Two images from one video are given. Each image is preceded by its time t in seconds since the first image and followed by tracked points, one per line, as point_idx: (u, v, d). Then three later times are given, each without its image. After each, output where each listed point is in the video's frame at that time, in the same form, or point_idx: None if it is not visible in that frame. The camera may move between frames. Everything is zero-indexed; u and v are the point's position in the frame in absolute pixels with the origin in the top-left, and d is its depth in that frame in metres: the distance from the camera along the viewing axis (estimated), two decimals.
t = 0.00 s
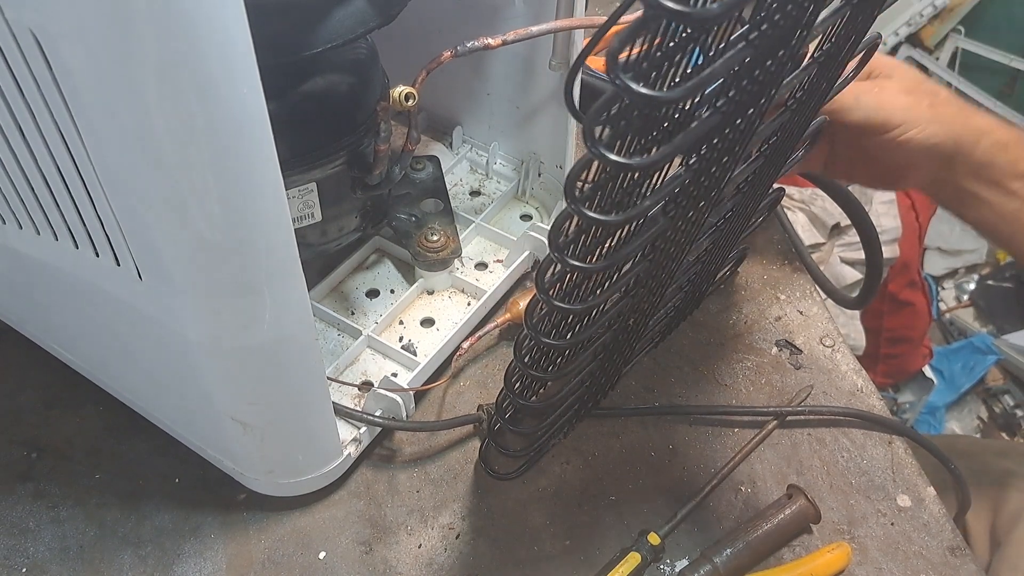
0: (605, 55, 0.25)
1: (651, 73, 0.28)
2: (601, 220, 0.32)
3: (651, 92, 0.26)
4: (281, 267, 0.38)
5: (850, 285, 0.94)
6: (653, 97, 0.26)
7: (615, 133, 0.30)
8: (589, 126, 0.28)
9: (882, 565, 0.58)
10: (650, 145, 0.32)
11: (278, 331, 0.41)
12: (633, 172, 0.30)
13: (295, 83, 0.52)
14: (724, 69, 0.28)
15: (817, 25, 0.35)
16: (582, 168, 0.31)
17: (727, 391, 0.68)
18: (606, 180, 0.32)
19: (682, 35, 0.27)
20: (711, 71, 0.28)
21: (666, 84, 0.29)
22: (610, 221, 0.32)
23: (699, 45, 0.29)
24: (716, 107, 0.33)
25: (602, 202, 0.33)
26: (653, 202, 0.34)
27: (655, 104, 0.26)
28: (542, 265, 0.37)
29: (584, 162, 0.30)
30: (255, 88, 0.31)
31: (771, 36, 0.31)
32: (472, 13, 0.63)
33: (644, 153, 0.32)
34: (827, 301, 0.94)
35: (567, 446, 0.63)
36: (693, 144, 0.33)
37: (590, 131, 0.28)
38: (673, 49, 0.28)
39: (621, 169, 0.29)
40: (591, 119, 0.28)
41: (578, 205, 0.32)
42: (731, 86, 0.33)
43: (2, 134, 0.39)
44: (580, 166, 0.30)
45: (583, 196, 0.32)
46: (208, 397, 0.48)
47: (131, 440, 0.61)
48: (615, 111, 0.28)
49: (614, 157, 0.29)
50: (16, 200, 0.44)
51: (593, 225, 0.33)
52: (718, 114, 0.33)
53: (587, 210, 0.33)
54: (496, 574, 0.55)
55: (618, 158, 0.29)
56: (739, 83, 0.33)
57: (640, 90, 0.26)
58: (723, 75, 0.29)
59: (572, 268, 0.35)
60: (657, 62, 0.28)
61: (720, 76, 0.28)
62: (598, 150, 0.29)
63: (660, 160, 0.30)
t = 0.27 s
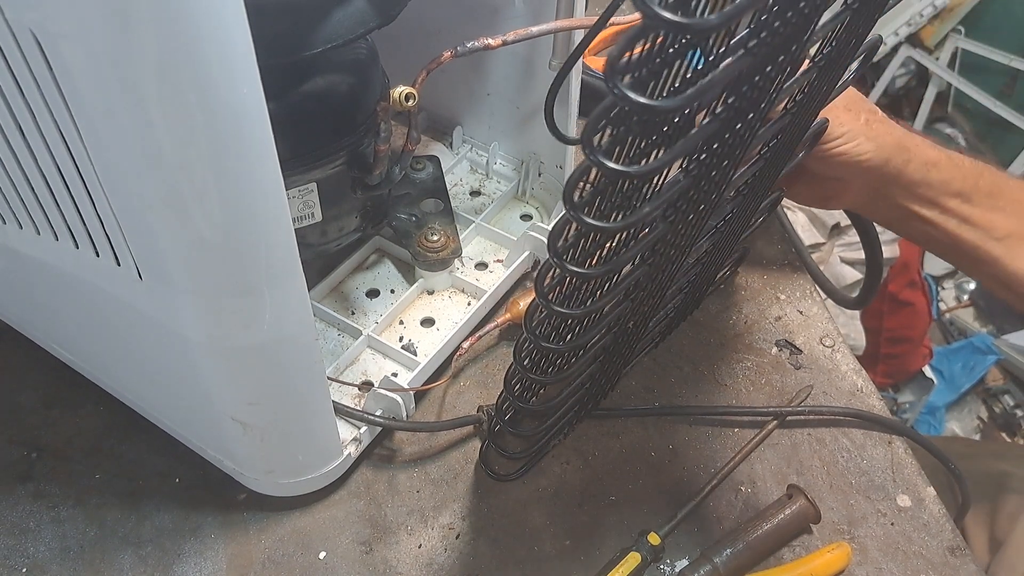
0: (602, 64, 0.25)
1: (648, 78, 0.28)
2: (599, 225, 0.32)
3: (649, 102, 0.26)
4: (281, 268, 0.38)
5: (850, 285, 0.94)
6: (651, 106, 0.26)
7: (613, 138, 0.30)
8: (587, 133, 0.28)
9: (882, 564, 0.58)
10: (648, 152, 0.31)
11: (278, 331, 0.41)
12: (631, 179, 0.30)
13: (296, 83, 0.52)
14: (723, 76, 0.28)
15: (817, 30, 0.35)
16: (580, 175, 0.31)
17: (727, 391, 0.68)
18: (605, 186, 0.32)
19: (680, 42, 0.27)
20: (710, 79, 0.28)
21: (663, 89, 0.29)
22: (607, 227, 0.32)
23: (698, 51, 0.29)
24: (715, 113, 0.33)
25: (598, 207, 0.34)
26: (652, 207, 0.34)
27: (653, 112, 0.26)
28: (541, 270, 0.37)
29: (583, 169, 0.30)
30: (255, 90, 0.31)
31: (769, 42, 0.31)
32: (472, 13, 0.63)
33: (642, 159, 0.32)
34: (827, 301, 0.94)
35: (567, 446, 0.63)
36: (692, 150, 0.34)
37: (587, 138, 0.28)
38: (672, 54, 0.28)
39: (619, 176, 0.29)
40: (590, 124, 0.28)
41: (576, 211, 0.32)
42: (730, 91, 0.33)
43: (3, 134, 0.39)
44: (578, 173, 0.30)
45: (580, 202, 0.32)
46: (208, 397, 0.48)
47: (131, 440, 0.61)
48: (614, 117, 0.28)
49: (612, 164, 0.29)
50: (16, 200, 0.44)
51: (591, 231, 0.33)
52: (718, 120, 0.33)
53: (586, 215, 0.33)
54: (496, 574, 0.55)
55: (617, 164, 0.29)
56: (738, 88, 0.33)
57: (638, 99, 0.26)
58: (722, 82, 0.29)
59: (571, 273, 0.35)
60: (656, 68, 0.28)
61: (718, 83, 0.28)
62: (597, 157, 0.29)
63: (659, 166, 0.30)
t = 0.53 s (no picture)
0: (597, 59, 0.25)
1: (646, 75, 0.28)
2: (597, 222, 0.32)
3: (644, 96, 0.26)
4: (281, 268, 0.38)
5: (850, 285, 0.94)
6: (647, 101, 0.26)
7: (611, 136, 0.29)
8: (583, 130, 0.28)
9: (882, 565, 0.58)
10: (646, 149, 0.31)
11: (278, 331, 0.41)
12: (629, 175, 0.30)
13: (296, 83, 0.52)
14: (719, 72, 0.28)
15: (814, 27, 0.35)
16: (578, 171, 0.31)
17: (727, 391, 0.68)
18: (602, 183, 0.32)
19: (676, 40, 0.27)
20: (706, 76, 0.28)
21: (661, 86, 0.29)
22: (605, 224, 0.32)
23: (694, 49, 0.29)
24: (712, 111, 0.33)
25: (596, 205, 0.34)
26: (650, 204, 0.34)
27: (649, 107, 0.26)
28: (539, 269, 0.37)
29: (580, 165, 0.30)
30: (255, 90, 0.31)
31: (766, 39, 0.31)
32: (472, 12, 0.63)
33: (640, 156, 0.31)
34: (827, 301, 0.94)
35: (567, 446, 0.63)
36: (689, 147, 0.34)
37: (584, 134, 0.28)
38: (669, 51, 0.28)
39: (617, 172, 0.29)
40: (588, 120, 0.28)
41: (574, 208, 0.32)
42: (727, 89, 0.33)
43: (2, 134, 0.39)
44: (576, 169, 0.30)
45: (578, 199, 0.32)
46: (208, 397, 0.48)
47: (130, 441, 0.61)
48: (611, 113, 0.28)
49: (609, 160, 0.29)
50: (16, 200, 0.44)
51: (589, 228, 0.33)
52: (715, 117, 0.33)
53: (584, 213, 0.33)
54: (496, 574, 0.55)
55: (614, 161, 0.29)
56: (736, 85, 0.33)
57: (634, 94, 0.26)
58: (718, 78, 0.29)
59: (570, 271, 0.35)
60: (653, 65, 0.28)
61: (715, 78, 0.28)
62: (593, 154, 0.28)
63: (656, 163, 0.30)
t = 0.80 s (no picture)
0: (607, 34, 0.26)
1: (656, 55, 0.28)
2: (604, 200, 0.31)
3: (652, 68, 0.26)
4: (281, 268, 0.38)
5: (850, 285, 0.94)
6: (654, 73, 0.26)
7: (618, 114, 0.30)
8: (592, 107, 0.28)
9: (882, 564, 0.58)
10: (652, 131, 0.32)
11: (278, 330, 0.41)
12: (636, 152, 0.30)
13: (296, 83, 0.52)
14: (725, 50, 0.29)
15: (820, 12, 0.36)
16: (585, 150, 0.30)
17: (727, 390, 0.68)
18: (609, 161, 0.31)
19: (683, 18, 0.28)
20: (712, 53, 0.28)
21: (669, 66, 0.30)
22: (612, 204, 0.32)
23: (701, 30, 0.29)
24: (716, 91, 0.33)
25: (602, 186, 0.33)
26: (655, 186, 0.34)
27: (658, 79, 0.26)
28: (543, 254, 0.37)
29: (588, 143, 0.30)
30: (255, 90, 0.31)
31: (772, 19, 0.31)
32: (472, 12, 0.63)
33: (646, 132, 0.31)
34: (827, 301, 0.94)
35: (567, 446, 0.63)
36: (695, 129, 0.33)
37: (592, 111, 0.28)
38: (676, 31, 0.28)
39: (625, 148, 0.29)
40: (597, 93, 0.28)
41: (580, 188, 0.31)
42: (732, 69, 0.33)
43: (2, 134, 0.39)
44: (584, 146, 0.30)
45: (585, 179, 0.32)
46: (208, 397, 0.48)
47: (131, 441, 0.61)
48: (619, 92, 0.29)
49: (617, 137, 0.29)
50: (16, 200, 0.44)
51: (595, 208, 0.32)
52: (720, 97, 0.33)
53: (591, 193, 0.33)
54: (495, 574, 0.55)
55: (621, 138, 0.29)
56: (739, 68, 0.33)
57: (643, 66, 0.26)
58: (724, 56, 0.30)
59: (575, 254, 0.34)
60: (659, 45, 0.28)
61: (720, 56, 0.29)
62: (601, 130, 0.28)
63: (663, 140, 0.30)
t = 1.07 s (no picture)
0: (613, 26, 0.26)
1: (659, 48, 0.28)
2: (610, 195, 0.31)
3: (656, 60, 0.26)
4: (281, 268, 0.38)
5: (850, 285, 0.94)
6: (658, 64, 0.26)
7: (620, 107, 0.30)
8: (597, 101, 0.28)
9: (882, 564, 0.58)
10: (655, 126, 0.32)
11: (278, 330, 0.41)
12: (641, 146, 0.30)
13: (296, 83, 0.52)
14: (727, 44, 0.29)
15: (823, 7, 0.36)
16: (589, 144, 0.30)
17: (727, 390, 0.68)
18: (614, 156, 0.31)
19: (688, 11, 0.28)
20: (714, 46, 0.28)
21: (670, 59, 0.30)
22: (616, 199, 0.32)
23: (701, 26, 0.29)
24: (720, 85, 0.33)
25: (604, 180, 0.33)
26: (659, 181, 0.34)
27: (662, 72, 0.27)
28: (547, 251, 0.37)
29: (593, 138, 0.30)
30: (255, 89, 0.31)
31: (775, 12, 0.32)
32: (472, 12, 0.63)
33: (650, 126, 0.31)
34: (827, 301, 0.94)
35: (567, 445, 0.63)
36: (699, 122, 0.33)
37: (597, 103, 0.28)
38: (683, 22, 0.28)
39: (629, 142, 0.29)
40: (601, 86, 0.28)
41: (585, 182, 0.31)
42: (735, 63, 0.33)
43: (2, 134, 0.39)
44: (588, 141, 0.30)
45: (590, 173, 0.32)
46: (208, 397, 0.48)
47: (131, 441, 0.61)
48: (624, 86, 0.28)
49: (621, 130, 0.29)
50: (16, 200, 0.44)
51: (599, 203, 0.32)
52: (723, 90, 0.33)
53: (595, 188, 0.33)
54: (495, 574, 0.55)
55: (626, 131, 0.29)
56: (741, 62, 0.33)
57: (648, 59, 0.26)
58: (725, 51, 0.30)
59: (579, 250, 0.34)
60: (661, 39, 0.28)
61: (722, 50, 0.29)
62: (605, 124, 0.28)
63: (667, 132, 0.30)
